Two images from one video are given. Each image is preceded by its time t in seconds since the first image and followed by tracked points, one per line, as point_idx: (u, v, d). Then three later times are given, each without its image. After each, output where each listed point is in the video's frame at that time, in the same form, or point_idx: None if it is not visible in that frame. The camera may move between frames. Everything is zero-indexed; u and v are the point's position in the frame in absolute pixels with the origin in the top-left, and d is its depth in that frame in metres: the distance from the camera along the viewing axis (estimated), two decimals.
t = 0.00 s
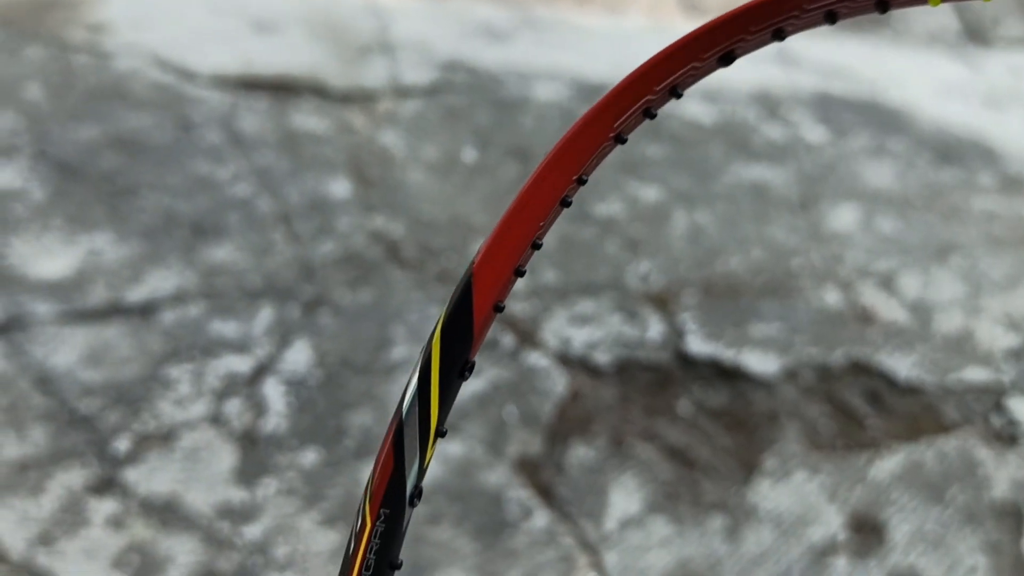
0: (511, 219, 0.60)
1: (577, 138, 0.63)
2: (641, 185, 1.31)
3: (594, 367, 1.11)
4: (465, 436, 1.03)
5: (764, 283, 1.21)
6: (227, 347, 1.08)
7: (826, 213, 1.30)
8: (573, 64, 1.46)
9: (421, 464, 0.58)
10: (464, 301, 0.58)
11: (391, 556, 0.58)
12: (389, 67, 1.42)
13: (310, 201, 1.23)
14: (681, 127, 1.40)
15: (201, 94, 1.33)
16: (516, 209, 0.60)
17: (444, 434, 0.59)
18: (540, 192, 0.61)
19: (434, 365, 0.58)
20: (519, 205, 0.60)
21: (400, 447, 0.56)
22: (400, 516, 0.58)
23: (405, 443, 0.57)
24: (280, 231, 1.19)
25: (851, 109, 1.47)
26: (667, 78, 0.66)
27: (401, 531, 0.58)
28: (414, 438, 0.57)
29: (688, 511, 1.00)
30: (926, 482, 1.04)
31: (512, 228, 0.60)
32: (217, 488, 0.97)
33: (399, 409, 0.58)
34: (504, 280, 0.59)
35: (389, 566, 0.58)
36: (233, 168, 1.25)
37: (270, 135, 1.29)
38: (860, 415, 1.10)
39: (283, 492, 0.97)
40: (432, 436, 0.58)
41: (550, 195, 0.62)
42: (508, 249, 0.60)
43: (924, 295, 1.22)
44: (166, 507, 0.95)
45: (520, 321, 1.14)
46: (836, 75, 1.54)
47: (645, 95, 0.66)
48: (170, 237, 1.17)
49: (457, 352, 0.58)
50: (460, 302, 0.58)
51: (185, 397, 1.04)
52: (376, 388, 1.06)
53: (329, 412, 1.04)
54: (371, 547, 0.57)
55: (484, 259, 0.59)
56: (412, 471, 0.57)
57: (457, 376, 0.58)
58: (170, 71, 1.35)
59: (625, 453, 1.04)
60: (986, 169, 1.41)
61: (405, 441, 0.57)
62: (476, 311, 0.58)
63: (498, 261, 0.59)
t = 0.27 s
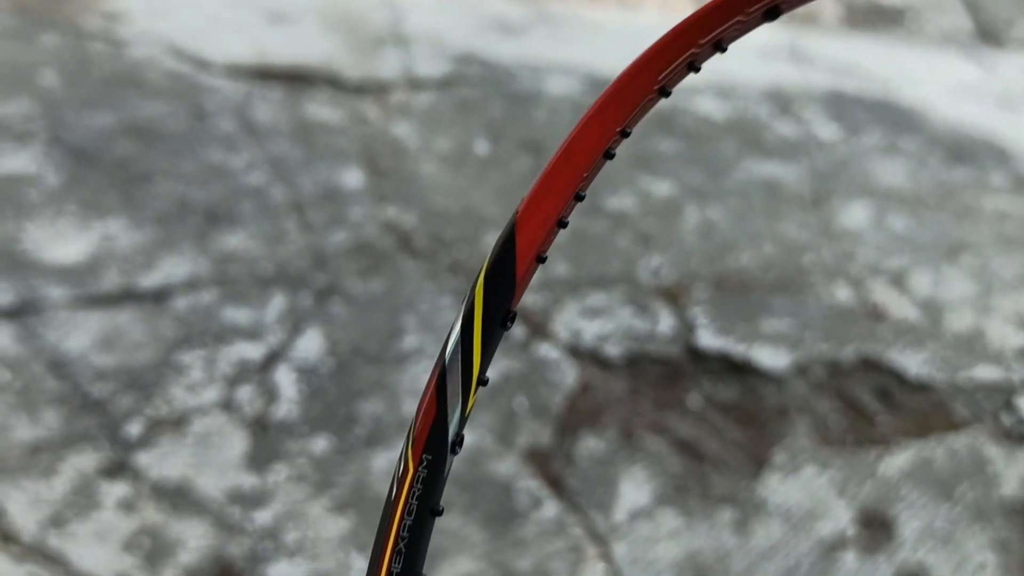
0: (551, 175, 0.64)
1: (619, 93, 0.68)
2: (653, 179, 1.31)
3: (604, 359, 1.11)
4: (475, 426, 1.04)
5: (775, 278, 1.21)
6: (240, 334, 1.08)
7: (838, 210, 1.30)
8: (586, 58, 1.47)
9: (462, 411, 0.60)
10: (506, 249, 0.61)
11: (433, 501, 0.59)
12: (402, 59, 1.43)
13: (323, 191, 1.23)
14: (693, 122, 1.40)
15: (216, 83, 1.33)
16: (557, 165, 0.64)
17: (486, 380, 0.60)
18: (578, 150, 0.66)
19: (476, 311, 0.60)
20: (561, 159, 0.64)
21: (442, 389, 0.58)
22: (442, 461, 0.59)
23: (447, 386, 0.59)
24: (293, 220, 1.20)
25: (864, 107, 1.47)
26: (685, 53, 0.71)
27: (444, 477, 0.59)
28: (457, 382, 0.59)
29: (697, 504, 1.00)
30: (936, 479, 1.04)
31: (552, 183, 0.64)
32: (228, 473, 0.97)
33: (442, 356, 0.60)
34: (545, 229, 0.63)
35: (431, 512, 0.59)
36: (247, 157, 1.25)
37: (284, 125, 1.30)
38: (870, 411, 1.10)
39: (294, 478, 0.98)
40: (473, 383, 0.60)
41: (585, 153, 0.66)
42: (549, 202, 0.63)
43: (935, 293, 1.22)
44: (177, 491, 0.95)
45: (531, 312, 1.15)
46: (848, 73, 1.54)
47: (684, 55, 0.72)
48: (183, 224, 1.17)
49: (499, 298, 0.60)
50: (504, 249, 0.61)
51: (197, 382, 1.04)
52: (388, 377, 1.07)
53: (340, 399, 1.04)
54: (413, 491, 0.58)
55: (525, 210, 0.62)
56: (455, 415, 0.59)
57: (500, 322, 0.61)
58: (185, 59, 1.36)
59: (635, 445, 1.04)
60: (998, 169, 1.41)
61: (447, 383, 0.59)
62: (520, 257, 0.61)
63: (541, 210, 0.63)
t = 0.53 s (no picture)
0: (587, 130, 0.57)
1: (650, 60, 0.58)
2: (662, 177, 1.31)
3: (612, 355, 1.11)
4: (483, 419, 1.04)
5: (784, 277, 1.21)
6: (249, 324, 1.08)
7: (847, 210, 1.30)
8: (597, 55, 1.47)
9: (488, 376, 0.58)
10: (531, 213, 0.57)
11: (458, 465, 0.57)
12: (414, 53, 1.43)
13: (334, 183, 1.24)
14: (703, 120, 1.40)
15: (228, 75, 1.34)
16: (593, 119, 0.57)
17: (510, 348, 0.58)
18: (617, 104, 0.57)
19: (501, 278, 0.57)
20: (594, 115, 0.57)
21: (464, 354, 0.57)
22: (466, 424, 0.57)
23: (471, 350, 0.57)
24: (303, 211, 1.20)
25: (874, 107, 1.47)
26: None
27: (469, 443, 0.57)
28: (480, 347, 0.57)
29: (704, 500, 1.00)
30: (943, 479, 1.04)
31: (587, 139, 0.57)
32: (236, 462, 0.98)
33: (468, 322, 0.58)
34: (572, 195, 0.56)
35: (455, 474, 0.56)
36: (258, 149, 1.26)
37: (295, 117, 1.30)
38: (877, 411, 1.10)
39: (302, 468, 0.98)
40: (497, 350, 0.58)
41: (627, 107, 0.58)
42: (582, 158, 0.57)
43: (943, 294, 1.22)
44: (186, 479, 0.96)
45: (540, 307, 1.15)
46: (859, 74, 1.54)
47: None
48: (194, 214, 1.17)
49: (523, 265, 0.56)
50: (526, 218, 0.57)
51: (207, 371, 1.04)
52: (396, 369, 1.07)
53: (348, 391, 1.05)
54: (437, 453, 0.57)
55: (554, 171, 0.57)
56: (478, 380, 0.57)
57: (522, 292, 0.57)
58: (197, 51, 1.37)
59: (642, 441, 1.04)
60: (1008, 172, 1.41)
61: (472, 347, 0.57)
62: (544, 224, 0.57)
63: (568, 173, 0.57)
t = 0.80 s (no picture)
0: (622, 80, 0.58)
1: (689, 9, 0.60)
2: (673, 172, 1.31)
3: (621, 348, 1.11)
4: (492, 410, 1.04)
5: (794, 273, 1.21)
6: (259, 312, 1.09)
7: (857, 207, 1.30)
8: (609, 50, 1.47)
9: (522, 321, 0.57)
10: (569, 158, 0.57)
11: (492, 407, 0.55)
12: (426, 46, 1.43)
13: (345, 174, 1.24)
14: (714, 116, 1.40)
15: (240, 65, 1.34)
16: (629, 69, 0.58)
17: (545, 294, 0.57)
18: (652, 54, 0.59)
19: (538, 221, 0.57)
20: (629, 67, 0.58)
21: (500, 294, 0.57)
22: (501, 367, 0.56)
23: (507, 292, 0.57)
24: (314, 201, 1.20)
25: (886, 105, 1.47)
26: None
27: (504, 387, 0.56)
28: (515, 291, 0.57)
29: (712, 493, 1.00)
30: (951, 476, 1.04)
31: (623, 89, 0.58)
32: (245, 449, 0.98)
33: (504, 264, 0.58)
34: (609, 141, 0.57)
35: (489, 416, 0.55)
36: (270, 138, 1.26)
37: (307, 108, 1.30)
38: (886, 407, 1.09)
39: (311, 456, 0.98)
40: (533, 293, 0.57)
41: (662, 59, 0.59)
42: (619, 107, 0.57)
43: (953, 292, 1.22)
44: (195, 464, 0.96)
45: (549, 299, 1.15)
46: (871, 72, 1.54)
47: None
48: (206, 203, 1.18)
49: (560, 209, 0.57)
50: (563, 163, 0.57)
51: (217, 358, 1.04)
52: (405, 359, 1.07)
53: (358, 380, 1.05)
54: (472, 395, 0.56)
55: (593, 118, 0.57)
56: (513, 320, 0.57)
57: (558, 238, 0.57)
58: (210, 41, 1.37)
59: (650, 434, 1.04)
60: (1019, 171, 1.41)
61: (507, 290, 0.57)
62: (581, 169, 0.57)
63: (605, 120, 0.57)
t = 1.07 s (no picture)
0: (658, 13, 0.51)
1: None
2: (681, 166, 1.31)
3: (627, 341, 1.11)
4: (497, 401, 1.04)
5: (801, 268, 1.21)
6: (265, 301, 1.08)
7: (865, 204, 1.30)
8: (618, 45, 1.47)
9: (541, 271, 0.56)
10: (590, 106, 0.53)
11: (510, 356, 0.56)
12: (435, 38, 1.43)
13: (353, 164, 1.24)
14: (722, 111, 1.40)
15: (249, 55, 1.34)
16: (664, 2, 0.51)
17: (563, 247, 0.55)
18: None
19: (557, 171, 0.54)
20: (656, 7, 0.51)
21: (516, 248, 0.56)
22: (518, 319, 0.56)
23: (523, 247, 0.56)
24: (321, 191, 1.20)
25: (894, 103, 1.47)
26: None
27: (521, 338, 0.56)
28: (531, 246, 0.56)
29: (717, 487, 1.00)
30: (957, 473, 1.04)
31: (657, 25, 0.51)
32: (250, 437, 0.98)
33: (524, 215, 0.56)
34: (626, 96, 0.51)
35: (505, 367, 0.56)
36: (277, 128, 1.26)
37: (315, 99, 1.30)
38: (892, 404, 1.09)
39: (315, 445, 0.98)
40: (550, 247, 0.55)
41: None
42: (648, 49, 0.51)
43: (961, 289, 1.22)
44: (199, 451, 0.96)
45: (556, 291, 1.15)
46: (880, 70, 1.53)
47: None
48: (213, 191, 1.18)
49: (579, 160, 0.53)
50: (578, 118, 0.53)
51: (222, 346, 1.04)
52: (411, 349, 1.07)
53: (363, 369, 1.05)
54: (489, 345, 0.56)
55: (617, 64, 0.52)
56: (531, 272, 0.56)
57: (575, 192, 0.53)
58: (218, 31, 1.37)
59: (655, 427, 1.04)
60: None
61: (525, 242, 0.56)
62: (601, 120, 0.52)
63: (624, 72, 0.52)
